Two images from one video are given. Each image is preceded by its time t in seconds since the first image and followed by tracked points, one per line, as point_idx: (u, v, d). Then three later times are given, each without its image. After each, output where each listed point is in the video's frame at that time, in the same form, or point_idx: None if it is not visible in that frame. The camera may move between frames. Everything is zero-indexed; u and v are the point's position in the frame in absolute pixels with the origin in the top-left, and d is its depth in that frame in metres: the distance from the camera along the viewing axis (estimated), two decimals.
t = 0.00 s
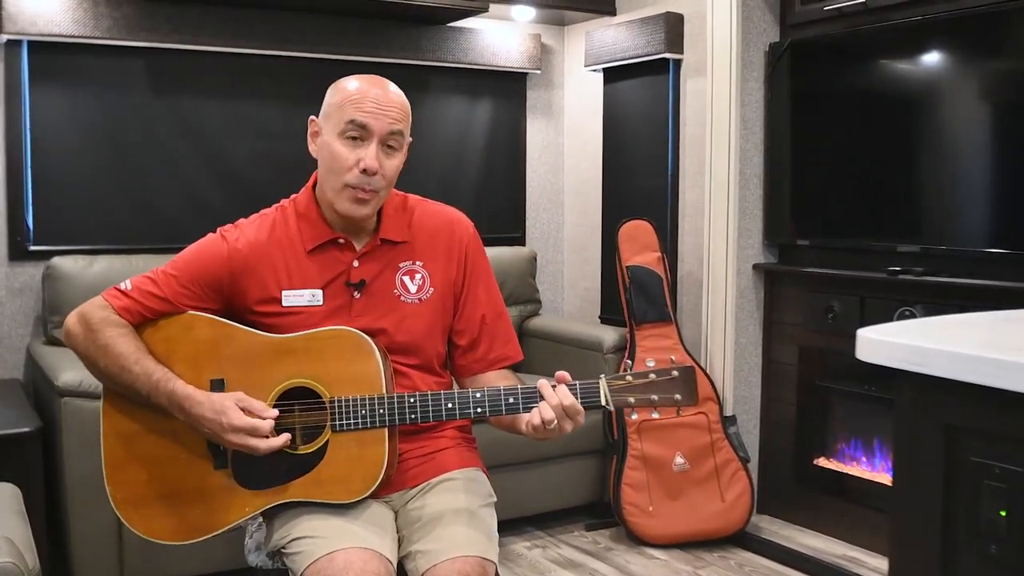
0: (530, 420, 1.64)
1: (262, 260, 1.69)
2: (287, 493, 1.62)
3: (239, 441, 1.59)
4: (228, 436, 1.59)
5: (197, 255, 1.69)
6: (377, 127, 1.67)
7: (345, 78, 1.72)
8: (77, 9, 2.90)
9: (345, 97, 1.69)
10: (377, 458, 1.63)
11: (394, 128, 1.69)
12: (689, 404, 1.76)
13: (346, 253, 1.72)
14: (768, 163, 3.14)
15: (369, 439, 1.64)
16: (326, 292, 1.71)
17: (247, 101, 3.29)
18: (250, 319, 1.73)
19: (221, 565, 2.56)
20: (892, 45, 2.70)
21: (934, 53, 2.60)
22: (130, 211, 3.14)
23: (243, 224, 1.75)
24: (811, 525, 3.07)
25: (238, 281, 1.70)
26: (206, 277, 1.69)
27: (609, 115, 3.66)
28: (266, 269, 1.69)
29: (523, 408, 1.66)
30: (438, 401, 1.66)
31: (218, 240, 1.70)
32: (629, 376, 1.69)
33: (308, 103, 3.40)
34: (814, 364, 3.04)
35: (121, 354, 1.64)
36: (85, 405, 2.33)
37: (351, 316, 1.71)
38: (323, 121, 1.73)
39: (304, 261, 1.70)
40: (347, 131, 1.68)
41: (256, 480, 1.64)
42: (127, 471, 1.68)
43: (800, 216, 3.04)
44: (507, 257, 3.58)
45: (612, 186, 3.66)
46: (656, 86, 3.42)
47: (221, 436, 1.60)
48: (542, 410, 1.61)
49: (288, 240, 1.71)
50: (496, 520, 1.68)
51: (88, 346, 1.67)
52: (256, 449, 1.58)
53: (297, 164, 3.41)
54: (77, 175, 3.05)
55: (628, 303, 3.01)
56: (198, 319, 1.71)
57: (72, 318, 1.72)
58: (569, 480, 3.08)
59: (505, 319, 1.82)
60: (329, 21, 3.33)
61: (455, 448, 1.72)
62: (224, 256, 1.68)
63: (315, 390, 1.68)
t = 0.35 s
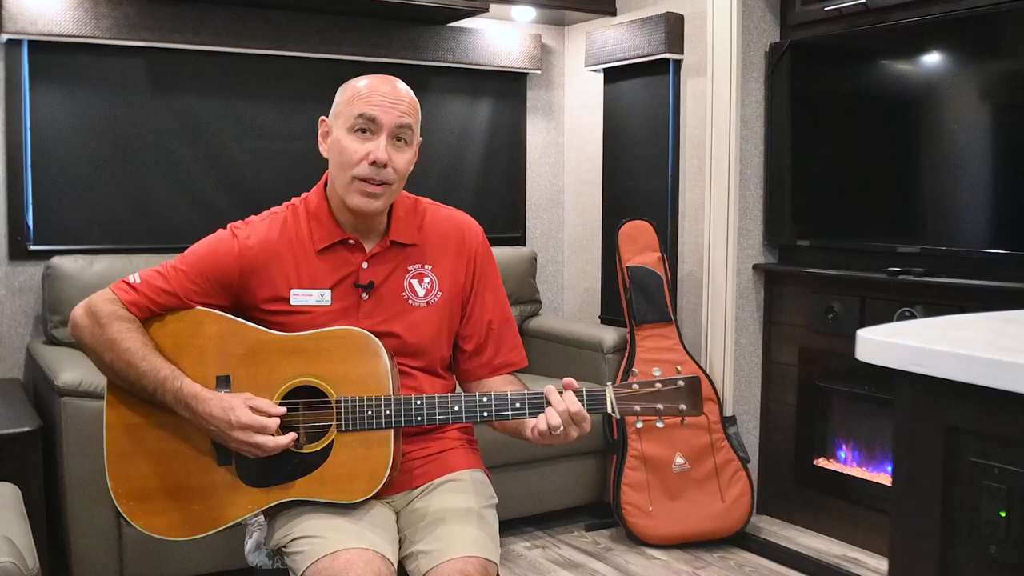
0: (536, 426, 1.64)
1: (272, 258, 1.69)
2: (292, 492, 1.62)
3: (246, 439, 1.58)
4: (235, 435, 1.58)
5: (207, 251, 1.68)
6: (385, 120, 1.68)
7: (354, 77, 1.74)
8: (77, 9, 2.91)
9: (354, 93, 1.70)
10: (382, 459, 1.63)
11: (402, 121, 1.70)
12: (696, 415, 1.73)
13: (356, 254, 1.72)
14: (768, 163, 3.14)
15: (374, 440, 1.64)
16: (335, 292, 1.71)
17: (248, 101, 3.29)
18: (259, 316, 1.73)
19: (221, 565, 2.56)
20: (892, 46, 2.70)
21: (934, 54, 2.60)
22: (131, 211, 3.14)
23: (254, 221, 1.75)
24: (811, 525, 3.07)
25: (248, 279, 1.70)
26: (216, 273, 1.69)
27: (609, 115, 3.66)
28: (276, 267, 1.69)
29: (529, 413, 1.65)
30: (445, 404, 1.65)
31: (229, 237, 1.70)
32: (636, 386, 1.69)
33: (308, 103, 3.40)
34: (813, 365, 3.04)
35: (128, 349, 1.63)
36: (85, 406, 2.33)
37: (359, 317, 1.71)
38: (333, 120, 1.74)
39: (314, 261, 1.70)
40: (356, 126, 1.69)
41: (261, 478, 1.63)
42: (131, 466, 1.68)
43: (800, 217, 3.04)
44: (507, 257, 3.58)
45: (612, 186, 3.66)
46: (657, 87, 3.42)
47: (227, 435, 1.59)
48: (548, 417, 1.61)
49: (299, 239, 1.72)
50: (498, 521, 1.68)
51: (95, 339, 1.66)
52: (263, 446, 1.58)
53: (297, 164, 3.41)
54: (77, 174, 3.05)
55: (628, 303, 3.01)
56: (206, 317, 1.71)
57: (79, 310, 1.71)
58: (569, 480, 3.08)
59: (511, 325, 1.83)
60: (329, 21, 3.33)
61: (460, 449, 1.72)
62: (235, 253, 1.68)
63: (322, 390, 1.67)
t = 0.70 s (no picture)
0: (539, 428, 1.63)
1: (277, 257, 1.69)
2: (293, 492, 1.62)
3: (235, 450, 1.59)
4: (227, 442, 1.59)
5: (212, 248, 1.68)
6: (386, 118, 1.69)
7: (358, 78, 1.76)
8: (77, 9, 2.91)
9: (357, 93, 1.72)
10: (384, 459, 1.63)
11: (404, 119, 1.70)
12: (698, 420, 1.74)
13: (361, 254, 1.72)
14: (768, 163, 3.14)
15: (377, 441, 1.64)
16: (340, 292, 1.71)
17: (248, 102, 3.29)
18: (263, 315, 1.73)
19: (220, 565, 2.56)
20: (892, 46, 2.70)
21: (933, 55, 2.60)
22: (131, 211, 3.14)
23: (260, 219, 1.74)
24: (810, 526, 3.07)
25: (253, 278, 1.70)
26: (221, 271, 1.69)
27: (609, 115, 3.66)
28: (281, 266, 1.69)
29: (532, 415, 1.67)
30: (448, 406, 1.65)
31: (234, 235, 1.70)
32: (639, 391, 1.71)
33: (308, 103, 3.40)
34: (813, 365, 3.04)
35: (134, 345, 1.63)
36: (85, 406, 2.33)
37: (363, 317, 1.71)
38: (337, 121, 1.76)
39: (319, 261, 1.70)
40: (359, 125, 1.70)
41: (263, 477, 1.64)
42: (133, 462, 1.68)
43: (800, 217, 3.04)
44: (507, 257, 3.58)
45: (611, 187, 3.66)
46: (657, 87, 3.43)
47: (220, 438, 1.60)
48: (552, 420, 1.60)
49: (305, 238, 1.71)
50: (498, 523, 1.68)
51: (100, 334, 1.66)
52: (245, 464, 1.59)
53: (297, 164, 3.42)
54: (77, 174, 3.05)
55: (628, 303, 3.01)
56: (210, 315, 1.71)
57: (83, 304, 1.71)
58: (569, 481, 3.08)
59: (515, 329, 1.83)
60: (329, 21, 3.34)
61: (462, 451, 1.72)
62: (241, 251, 1.68)
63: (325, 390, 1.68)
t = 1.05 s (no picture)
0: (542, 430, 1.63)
1: (281, 256, 1.69)
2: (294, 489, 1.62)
3: (250, 431, 1.58)
4: (240, 426, 1.58)
5: (217, 246, 1.68)
6: (384, 119, 1.69)
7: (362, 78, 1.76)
8: (77, 9, 2.91)
9: (357, 94, 1.71)
10: (385, 459, 1.63)
11: (402, 120, 1.70)
12: (699, 424, 1.75)
13: (365, 255, 1.72)
14: (768, 165, 3.14)
15: (378, 441, 1.64)
16: (342, 292, 1.71)
17: (248, 102, 3.29)
18: (267, 314, 1.74)
19: (220, 565, 2.56)
20: (891, 48, 2.70)
21: (933, 56, 2.60)
22: (130, 211, 3.14)
23: (264, 218, 1.74)
24: (810, 527, 3.07)
25: (257, 276, 1.70)
26: (225, 269, 1.69)
27: (609, 116, 3.66)
28: (285, 265, 1.69)
29: (534, 417, 1.67)
30: (450, 406, 1.65)
31: (239, 233, 1.70)
32: (641, 394, 1.72)
33: (308, 103, 3.40)
34: (813, 366, 3.04)
35: (139, 336, 1.63)
36: (84, 405, 2.33)
37: (365, 317, 1.71)
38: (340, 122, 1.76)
39: (322, 260, 1.70)
40: (358, 126, 1.71)
41: (265, 475, 1.64)
42: (136, 457, 1.68)
43: (800, 218, 3.04)
44: (507, 258, 3.58)
45: (611, 187, 3.67)
46: (657, 88, 3.43)
47: (231, 424, 1.59)
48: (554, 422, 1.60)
49: (309, 238, 1.71)
50: (498, 524, 1.67)
51: (104, 327, 1.65)
52: (263, 443, 1.58)
53: (297, 165, 3.42)
54: (77, 174, 3.05)
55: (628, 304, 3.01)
56: (213, 312, 1.71)
57: (86, 299, 1.71)
58: (569, 481, 3.08)
59: (517, 332, 1.83)
60: (329, 22, 3.34)
61: (462, 451, 1.72)
62: (245, 250, 1.68)
63: (327, 389, 1.68)
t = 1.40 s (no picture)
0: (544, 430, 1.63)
1: (284, 258, 1.69)
2: (293, 488, 1.62)
3: (253, 429, 1.59)
4: (242, 426, 1.60)
5: (220, 246, 1.68)
6: (389, 123, 1.69)
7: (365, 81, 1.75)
8: (78, 9, 2.91)
9: (360, 98, 1.71)
10: (385, 460, 1.63)
11: (407, 124, 1.70)
12: (700, 426, 1.75)
13: (368, 257, 1.72)
14: (768, 165, 3.14)
15: (379, 441, 1.64)
16: (345, 294, 1.71)
17: (248, 102, 3.29)
18: (270, 314, 1.74)
19: (219, 565, 2.56)
20: (891, 48, 2.71)
21: (934, 57, 2.60)
22: (130, 211, 3.14)
23: (268, 218, 1.74)
24: (809, 528, 3.07)
25: (260, 277, 1.70)
26: (228, 270, 1.69)
27: (609, 116, 3.66)
28: (288, 267, 1.69)
29: (535, 418, 1.66)
30: (451, 406, 1.65)
31: (242, 234, 1.70)
32: (641, 395, 1.71)
33: (309, 104, 3.41)
34: (813, 366, 3.04)
35: (138, 338, 1.64)
36: (84, 406, 2.33)
37: (368, 319, 1.71)
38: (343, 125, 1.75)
39: (325, 262, 1.70)
40: (362, 130, 1.70)
41: (265, 475, 1.64)
42: (137, 457, 1.69)
43: (800, 218, 3.04)
44: (507, 258, 3.58)
45: (611, 188, 3.67)
46: (657, 89, 3.43)
47: (233, 426, 1.60)
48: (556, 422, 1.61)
49: (313, 239, 1.71)
50: (498, 524, 1.67)
51: (105, 325, 1.66)
52: (270, 437, 1.59)
53: (297, 165, 3.42)
54: (77, 174, 3.04)
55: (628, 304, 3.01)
56: (216, 311, 1.72)
57: (89, 296, 1.71)
58: (568, 482, 3.08)
59: (519, 335, 1.83)
60: (329, 22, 3.34)
61: (463, 451, 1.72)
62: (248, 250, 1.68)
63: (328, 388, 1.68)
